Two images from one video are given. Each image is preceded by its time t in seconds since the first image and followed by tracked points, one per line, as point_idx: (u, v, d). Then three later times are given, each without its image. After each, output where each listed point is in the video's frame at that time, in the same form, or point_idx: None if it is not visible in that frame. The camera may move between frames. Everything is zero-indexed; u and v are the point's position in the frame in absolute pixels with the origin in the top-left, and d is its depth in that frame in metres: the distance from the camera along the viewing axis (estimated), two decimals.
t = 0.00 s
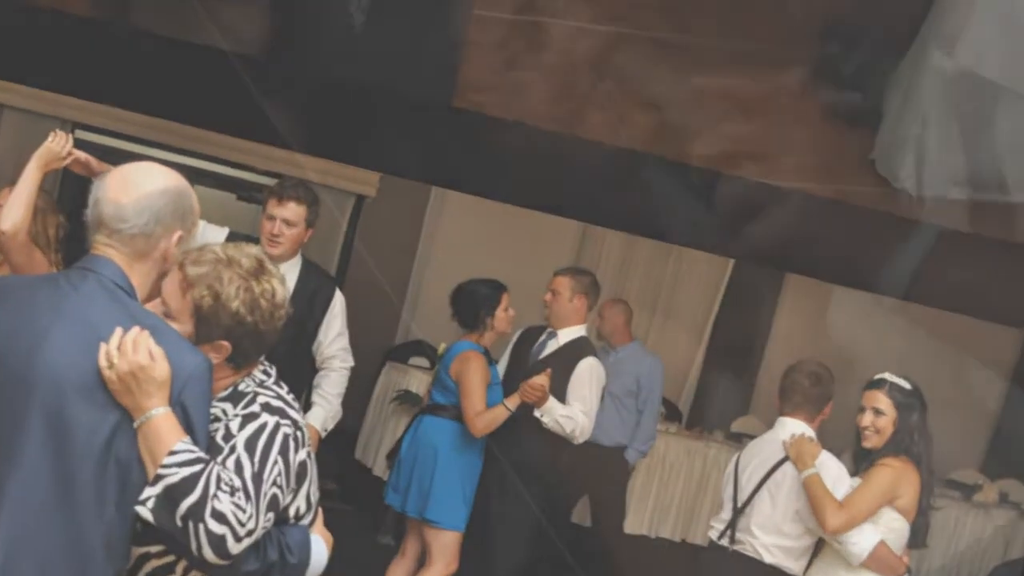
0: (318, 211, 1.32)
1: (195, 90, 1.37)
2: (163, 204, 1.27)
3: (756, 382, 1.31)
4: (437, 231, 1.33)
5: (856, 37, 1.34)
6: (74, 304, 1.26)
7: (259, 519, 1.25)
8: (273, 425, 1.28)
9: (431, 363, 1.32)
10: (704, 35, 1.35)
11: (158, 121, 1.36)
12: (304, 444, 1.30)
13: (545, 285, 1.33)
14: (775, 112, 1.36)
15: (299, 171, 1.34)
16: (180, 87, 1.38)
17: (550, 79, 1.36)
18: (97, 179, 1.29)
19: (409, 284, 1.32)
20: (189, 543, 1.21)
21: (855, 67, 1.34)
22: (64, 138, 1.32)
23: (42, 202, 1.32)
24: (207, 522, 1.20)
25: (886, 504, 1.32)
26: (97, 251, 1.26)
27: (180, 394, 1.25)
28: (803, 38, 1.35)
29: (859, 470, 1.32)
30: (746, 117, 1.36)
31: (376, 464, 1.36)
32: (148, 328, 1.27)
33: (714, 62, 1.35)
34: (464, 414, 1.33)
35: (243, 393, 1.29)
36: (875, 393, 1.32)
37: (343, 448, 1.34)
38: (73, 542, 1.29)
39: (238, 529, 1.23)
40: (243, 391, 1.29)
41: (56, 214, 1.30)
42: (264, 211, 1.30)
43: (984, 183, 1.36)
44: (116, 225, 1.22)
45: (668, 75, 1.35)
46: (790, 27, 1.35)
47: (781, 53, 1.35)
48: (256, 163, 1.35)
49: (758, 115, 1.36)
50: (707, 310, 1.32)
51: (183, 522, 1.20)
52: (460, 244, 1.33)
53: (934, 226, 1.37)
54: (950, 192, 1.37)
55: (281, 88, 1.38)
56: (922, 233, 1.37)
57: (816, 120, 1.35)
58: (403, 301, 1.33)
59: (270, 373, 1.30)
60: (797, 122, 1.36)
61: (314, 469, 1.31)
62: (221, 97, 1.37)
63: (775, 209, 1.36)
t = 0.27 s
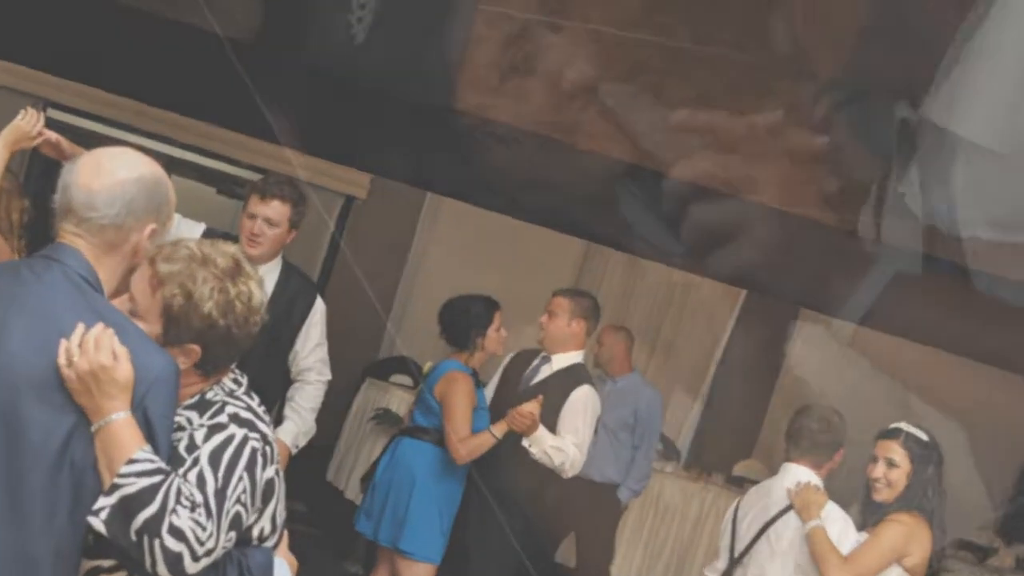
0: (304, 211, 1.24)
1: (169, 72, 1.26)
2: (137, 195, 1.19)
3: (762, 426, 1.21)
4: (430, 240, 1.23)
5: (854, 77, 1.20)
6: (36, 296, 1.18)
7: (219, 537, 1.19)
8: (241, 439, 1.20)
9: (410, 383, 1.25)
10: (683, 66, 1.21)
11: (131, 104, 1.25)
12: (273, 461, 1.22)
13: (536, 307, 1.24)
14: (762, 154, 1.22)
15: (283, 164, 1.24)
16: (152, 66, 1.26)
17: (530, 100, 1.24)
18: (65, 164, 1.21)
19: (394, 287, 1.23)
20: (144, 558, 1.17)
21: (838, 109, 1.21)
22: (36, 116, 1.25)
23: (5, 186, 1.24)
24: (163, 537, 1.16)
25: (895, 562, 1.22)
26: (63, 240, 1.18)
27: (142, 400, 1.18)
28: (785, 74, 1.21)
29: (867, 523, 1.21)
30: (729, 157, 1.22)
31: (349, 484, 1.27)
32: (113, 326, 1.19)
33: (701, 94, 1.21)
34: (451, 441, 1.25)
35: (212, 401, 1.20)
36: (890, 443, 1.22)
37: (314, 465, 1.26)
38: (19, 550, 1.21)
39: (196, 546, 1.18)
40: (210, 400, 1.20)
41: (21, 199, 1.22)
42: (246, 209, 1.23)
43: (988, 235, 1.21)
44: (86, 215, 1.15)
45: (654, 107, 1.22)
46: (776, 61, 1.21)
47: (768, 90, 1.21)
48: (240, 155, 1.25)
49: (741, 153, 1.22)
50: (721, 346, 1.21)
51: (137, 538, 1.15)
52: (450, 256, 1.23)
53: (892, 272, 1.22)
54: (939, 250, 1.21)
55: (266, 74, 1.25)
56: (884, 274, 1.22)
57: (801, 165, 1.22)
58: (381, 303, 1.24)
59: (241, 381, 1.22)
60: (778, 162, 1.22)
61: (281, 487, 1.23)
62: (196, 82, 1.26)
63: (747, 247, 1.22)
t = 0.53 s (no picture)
0: (293, 213, 1.15)
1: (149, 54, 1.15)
2: (111, 186, 1.13)
3: (729, 472, 1.11)
4: (422, 252, 1.14)
5: (832, 117, 1.09)
6: None
7: (174, 554, 1.11)
8: (205, 451, 1.13)
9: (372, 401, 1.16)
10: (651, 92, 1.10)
11: (102, 83, 1.16)
12: (239, 476, 1.15)
13: (523, 332, 1.14)
14: (729, 191, 1.11)
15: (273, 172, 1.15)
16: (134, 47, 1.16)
17: (508, 130, 1.13)
18: (36, 145, 1.14)
19: (375, 328, 1.15)
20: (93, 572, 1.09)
21: (810, 147, 1.09)
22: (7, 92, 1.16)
23: None
24: (114, 551, 1.09)
25: None
26: (29, 227, 1.13)
27: (102, 403, 1.11)
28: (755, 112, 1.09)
29: None
30: (695, 191, 1.12)
31: (319, 508, 1.18)
32: (77, 322, 1.11)
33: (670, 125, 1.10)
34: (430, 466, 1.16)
35: (176, 409, 1.13)
36: (900, 499, 1.12)
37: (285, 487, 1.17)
38: None
39: (149, 563, 1.11)
40: (175, 408, 1.12)
41: None
42: (227, 206, 1.15)
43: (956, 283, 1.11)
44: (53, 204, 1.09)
45: (626, 136, 1.11)
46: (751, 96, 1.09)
47: (741, 126, 1.09)
48: (212, 143, 1.15)
49: (706, 187, 1.11)
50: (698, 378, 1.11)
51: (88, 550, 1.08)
52: (439, 272, 1.14)
53: (847, 305, 1.12)
54: (894, 293, 1.12)
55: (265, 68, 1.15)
56: (836, 309, 1.12)
57: (764, 203, 1.10)
58: (379, 330, 1.15)
59: (207, 391, 1.14)
60: (743, 198, 1.11)
61: (244, 506, 1.15)
62: (180, 68, 1.15)
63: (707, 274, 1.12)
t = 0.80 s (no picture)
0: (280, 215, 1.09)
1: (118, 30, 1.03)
2: (78, 169, 1.03)
3: (673, 467, 1.24)
4: (411, 265, 1.13)
5: (798, 157, 1.21)
6: None
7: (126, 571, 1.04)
8: (166, 462, 1.06)
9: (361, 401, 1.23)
10: (643, 109, 1.17)
11: (51, 52, 1.02)
12: (201, 491, 1.08)
13: (512, 347, 1.19)
14: (696, 217, 1.20)
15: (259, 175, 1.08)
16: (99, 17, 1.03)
17: (495, 148, 1.14)
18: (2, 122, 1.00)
19: (360, 327, 1.13)
20: None
21: (776, 181, 1.21)
22: None
23: None
24: (61, 565, 1.00)
25: None
26: None
27: (58, 405, 1.02)
28: (727, 147, 1.19)
29: None
30: (668, 216, 1.20)
31: (283, 529, 1.11)
32: (38, 317, 1.01)
33: (648, 150, 1.18)
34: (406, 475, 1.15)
35: (137, 416, 1.06)
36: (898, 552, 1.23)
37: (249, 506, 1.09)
38: None
39: None
40: (137, 414, 1.06)
41: None
42: (204, 202, 1.06)
43: (899, 318, 1.28)
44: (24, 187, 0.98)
45: (607, 160, 1.18)
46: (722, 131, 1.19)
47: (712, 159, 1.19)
48: (183, 132, 1.05)
49: (676, 211, 1.20)
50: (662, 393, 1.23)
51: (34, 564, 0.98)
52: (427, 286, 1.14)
53: (802, 331, 1.26)
54: (846, 320, 1.27)
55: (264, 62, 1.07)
56: (792, 334, 1.26)
57: (727, 233, 1.21)
58: (365, 336, 1.13)
59: (172, 398, 1.07)
60: (709, 224, 1.21)
61: (205, 524, 1.08)
62: (157, 51, 1.04)
63: (678, 294, 1.22)
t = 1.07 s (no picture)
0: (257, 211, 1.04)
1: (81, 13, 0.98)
2: (50, 156, 0.98)
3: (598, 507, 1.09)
4: (400, 272, 1.07)
5: (766, 187, 1.09)
6: None
7: None
8: (124, 470, 1.01)
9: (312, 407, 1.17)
10: (613, 137, 1.08)
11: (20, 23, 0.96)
12: (159, 504, 1.02)
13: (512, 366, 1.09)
14: (669, 242, 1.09)
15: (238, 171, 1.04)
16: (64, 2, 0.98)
17: (483, 163, 1.08)
18: None
19: (347, 323, 1.07)
20: None
21: (748, 210, 1.09)
22: None
23: None
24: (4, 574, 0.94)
25: None
26: None
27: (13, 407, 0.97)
28: (698, 174, 1.08)
29: None
30: (640, 236, 1.09)
31: (244, 549, 1.04)
32: None
33: (619, 172, 1.08)
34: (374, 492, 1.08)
35: (96, 419, 1.01)
36: None
37: (210, 522, 1.03)
38: None
39: None
40: (95, 418, 1.01)
41: None
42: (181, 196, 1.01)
43: (856, 338, 1.08)
44: None
45: (585, 181, 1.08)
46: (688, 164, 1.08)
47: (683, 185, 1.09)
48: (162, 121, 1.00)
49: (650, 234, 1.09)
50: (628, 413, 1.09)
51: None
52: (415, 291, 1.07)
53: (756, 355, 1.09)
54: (800, 343, 1.09)
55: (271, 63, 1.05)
56: (742, 362, 1.09)
57: (696, 261, 1.09)
58: (352, 335, 1.07)
59: (134, 402, 1.02)
60: (679, 248, 1.09)
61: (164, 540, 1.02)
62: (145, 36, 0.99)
63: (643, 311, 1.09)
